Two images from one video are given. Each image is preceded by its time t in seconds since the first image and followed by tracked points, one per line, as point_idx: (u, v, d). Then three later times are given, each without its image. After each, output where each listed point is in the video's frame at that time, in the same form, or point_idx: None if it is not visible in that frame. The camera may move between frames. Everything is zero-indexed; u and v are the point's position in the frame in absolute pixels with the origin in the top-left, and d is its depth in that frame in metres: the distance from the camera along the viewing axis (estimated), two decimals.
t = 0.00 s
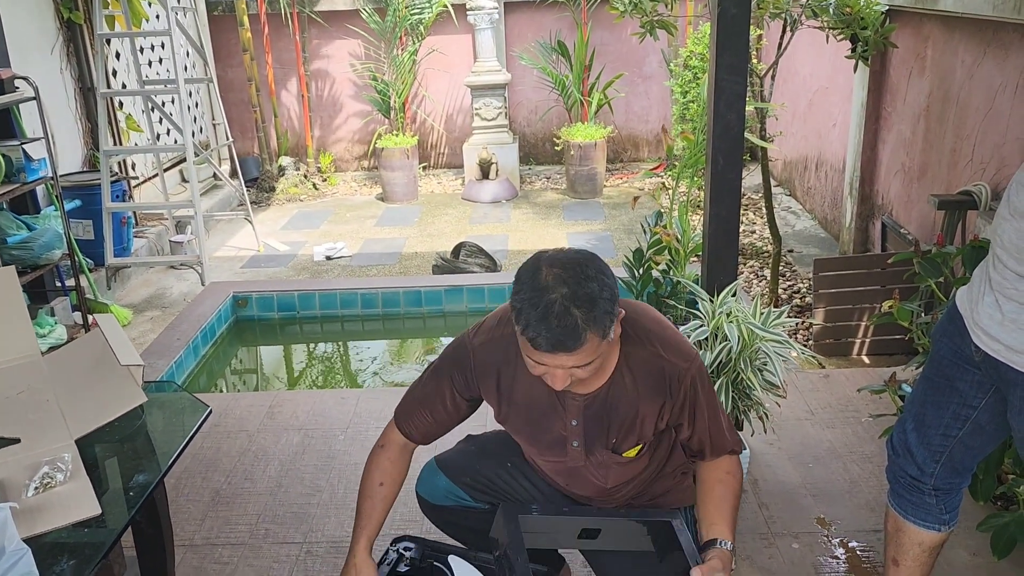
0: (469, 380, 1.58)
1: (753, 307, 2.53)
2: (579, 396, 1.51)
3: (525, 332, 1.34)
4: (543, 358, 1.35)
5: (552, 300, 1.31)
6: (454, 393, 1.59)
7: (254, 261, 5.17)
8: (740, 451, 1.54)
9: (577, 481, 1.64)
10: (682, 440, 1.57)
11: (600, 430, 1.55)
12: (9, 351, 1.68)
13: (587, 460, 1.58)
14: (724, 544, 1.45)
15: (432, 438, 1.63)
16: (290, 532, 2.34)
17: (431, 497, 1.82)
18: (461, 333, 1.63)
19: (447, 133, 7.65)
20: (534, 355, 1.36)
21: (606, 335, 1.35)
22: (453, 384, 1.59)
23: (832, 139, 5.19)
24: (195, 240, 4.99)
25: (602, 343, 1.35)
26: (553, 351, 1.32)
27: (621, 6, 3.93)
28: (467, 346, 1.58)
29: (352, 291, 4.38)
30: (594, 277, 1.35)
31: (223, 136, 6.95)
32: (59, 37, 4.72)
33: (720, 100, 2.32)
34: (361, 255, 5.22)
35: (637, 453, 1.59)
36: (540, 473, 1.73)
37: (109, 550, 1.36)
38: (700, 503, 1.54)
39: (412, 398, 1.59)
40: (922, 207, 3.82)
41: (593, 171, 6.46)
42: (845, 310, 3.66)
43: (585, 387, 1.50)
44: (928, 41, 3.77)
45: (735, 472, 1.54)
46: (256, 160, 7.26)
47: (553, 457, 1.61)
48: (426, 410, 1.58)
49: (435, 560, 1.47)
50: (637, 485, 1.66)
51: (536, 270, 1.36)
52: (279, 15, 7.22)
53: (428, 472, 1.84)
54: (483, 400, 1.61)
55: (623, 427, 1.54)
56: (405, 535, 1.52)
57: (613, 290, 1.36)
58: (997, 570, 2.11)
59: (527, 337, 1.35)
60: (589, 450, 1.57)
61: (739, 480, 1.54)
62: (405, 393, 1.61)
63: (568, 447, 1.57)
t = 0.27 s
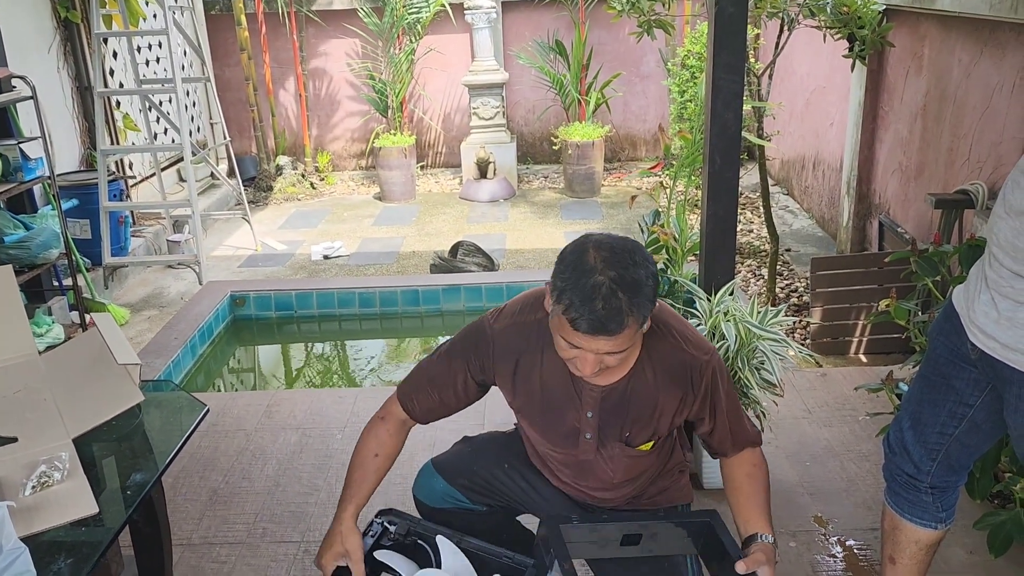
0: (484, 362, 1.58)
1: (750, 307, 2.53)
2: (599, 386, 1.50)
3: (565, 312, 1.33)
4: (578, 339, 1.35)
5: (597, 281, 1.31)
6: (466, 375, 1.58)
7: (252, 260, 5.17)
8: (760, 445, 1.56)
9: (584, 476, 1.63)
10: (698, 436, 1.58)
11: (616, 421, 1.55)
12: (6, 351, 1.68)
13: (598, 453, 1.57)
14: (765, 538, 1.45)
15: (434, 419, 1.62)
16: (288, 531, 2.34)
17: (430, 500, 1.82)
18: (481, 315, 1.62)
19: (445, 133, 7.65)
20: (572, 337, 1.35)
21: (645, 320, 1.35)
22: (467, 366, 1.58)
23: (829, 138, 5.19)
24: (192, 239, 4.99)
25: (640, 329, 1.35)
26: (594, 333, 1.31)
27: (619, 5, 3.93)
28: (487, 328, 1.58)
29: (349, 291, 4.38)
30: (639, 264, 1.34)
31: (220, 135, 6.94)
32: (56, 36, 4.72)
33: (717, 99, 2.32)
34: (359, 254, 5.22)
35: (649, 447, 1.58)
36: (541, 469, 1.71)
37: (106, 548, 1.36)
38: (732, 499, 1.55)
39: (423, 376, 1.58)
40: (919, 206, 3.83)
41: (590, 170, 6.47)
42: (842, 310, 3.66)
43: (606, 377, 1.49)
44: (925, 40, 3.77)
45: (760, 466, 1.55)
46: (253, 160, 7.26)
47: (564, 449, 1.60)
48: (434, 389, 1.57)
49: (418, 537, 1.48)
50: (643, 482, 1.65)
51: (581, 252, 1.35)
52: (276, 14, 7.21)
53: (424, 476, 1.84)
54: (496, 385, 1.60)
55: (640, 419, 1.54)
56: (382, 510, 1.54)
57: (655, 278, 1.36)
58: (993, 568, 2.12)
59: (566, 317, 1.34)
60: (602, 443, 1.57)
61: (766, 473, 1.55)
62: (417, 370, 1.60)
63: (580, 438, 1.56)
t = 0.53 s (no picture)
0: (502, 325, 1.61)
1: (748, 306, 2.53)
2: (613, 377, 1.50)
3: (611, 300, 1.33)
4: (615, 332, 1.35)
5: (649, 278, 1.31)
6: (479, 325, 1.60)
7: (250, 260, 5.16)
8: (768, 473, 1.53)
9: (578, 463, 1.62)
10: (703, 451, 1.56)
11: (622, 416, 1.55)
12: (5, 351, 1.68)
13: (597, 442, 1.57)
14: (776, 564, 1.42)
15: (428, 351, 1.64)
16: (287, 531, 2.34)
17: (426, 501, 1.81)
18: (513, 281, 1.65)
19: (443, 133, 7.65)
20: (609, 327, 1.35)
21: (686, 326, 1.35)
22: (484, 319, 1.61)
23: (827, 138, 5.20)
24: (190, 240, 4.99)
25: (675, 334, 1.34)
26: (633, 328, 1.31)
27: (617, 5, 3.93)
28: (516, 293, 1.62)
29: (348, 290, 4.38)
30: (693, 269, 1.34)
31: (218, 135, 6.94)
32: (54, 35, 4.71)
33: (715, 100, 2.32)
34: (357, 254, 5.22)
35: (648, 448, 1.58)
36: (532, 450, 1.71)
37: (104, 549, 1.36)
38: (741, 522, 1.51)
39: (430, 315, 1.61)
40: (916, 206, 3.84)
41: (588, 170, 6.47)
42: (839, 309, 3.67)
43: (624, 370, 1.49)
44: (922, 40, 3.78)
45: (771, 486, 1.51)
46: (252, 160, 7.25)
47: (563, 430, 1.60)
48: (442, 326, 1.60)
49: (386, 440, 1.43)
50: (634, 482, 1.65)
51: (639, 245, 1.35)
52: (274, 14, 7.21)
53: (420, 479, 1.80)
54: (507, 350, 1.62)
55: (646, 419, 1.54)
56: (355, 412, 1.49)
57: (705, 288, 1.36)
58: (990, 567, 2.12)
59: (609, 305, 1.34)
60: (603, 432, 1.56)
61: (776, 494, 1.51)
62: (427, 307, 1.61)
63: (582, 424, 1.56)
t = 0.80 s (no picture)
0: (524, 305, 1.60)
1: (746, 306, 2.54)
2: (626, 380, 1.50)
3: (643, 317, 1.32)
4: (644, 344, 1.35)
5: (685, 301, 1.29)
6: (501, 299, 1.60)
7: (248, 260, 5.16)
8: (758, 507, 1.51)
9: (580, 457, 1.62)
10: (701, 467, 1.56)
11: (629, 419, 1.55)
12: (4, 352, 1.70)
13: (602, 440, 1.57)
14: None
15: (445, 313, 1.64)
16: (286, 531, 2.34)
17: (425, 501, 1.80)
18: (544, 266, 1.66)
19: (442, 133, 7.65)
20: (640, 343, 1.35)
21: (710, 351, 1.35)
22: (506, 295, 1.61)
23: (825, 139, 5.21)
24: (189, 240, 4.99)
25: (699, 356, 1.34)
26: (663, 347, 1.31)
27: (615, 6, 3.93)
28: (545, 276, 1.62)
29: (347, 290, 4.37)
30: (725, 293, 1.32)
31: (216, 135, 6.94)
32: (52, 35, 4.71)
33: (713, 100, 2.32)
34: (356, 255, 5.22)
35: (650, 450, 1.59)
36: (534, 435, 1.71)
37: (103, 551, 1.36)
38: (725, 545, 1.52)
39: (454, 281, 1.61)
40: (914, 206, 3.84)
41: (587, 171, 6.47)
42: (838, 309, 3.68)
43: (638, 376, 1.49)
44: (920, 40, 3.78)
45: (756, 526, 1.51)
46: (250, 160, 7.25)
47: (569, 423, 1.59)
48: (464, 291, 1.61)
49: (402, 362, 1.52)
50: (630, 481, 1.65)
51: (676, 265, 1.33)
52: (273, 15, 7.21)
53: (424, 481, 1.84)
54: (524, 333, 1.61)
55: (654, 424, 1.54)
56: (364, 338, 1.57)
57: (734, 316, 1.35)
58: (987, 566, 2.12)
59: (642, 322, 1.33)
60: (608, 431, 1.56)
61: (762, 532, 1.51)
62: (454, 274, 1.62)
63: (589, 421, 1.56)
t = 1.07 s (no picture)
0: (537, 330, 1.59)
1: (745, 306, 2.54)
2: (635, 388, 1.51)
3: (654, 332, 1.31)
4: (658, 361, 1.34)
5: (694, 313, 1.29)
6: (514, 329, 1.58)
7: (248, 260, 5.17)
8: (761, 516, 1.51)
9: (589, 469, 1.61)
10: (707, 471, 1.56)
11: (638, 427, 1.55)
12: (6, 351, 1.72)
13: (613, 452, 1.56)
14: None
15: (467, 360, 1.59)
16: (286, 530, 2.34)
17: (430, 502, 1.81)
18: (545, 280, 1.64)
19: (441, 133, 7.66)
20: (653, 357, 1.35)
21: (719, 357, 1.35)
22: (517, 322, 1.58)
23: (824, 139, 5.21)
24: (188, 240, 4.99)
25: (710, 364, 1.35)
26: (678, 361, 1.31)
27: (614, 6, 3.94)
28: (549, 293, 1.60)
29: (346, 290, 4.38)
30: (732, 299, 1.32)
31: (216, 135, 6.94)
32: (51, 35, 4.71)
33: (713, 100, 2.33)
34: (355, 254, 5.22)
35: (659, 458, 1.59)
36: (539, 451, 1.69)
37: (106, 548, 1.36)
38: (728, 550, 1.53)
39: (465, 319, 1.57)
40: (913, 206, 3.85)
41: (586, 170, 6.48)
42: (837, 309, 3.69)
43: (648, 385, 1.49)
44: (919, 41, 3.79)
45: (757, 539, 1.51)
46: (250, 160, 7.25)
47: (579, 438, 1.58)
48: (478, 331, 1.56)
49: (462, 449, 1.39)
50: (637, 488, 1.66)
51: (678, 274, 1.33)
52: (272, 15, 7.21)
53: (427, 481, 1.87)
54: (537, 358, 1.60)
55: (662, 430, 1.55)
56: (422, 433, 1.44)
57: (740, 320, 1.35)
58: (986, 565, 2.13)
59: (653, 338, 1.32)
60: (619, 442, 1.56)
61: (762, 544, 1.51)
62: (462, 311, 1.58)
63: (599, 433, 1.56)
